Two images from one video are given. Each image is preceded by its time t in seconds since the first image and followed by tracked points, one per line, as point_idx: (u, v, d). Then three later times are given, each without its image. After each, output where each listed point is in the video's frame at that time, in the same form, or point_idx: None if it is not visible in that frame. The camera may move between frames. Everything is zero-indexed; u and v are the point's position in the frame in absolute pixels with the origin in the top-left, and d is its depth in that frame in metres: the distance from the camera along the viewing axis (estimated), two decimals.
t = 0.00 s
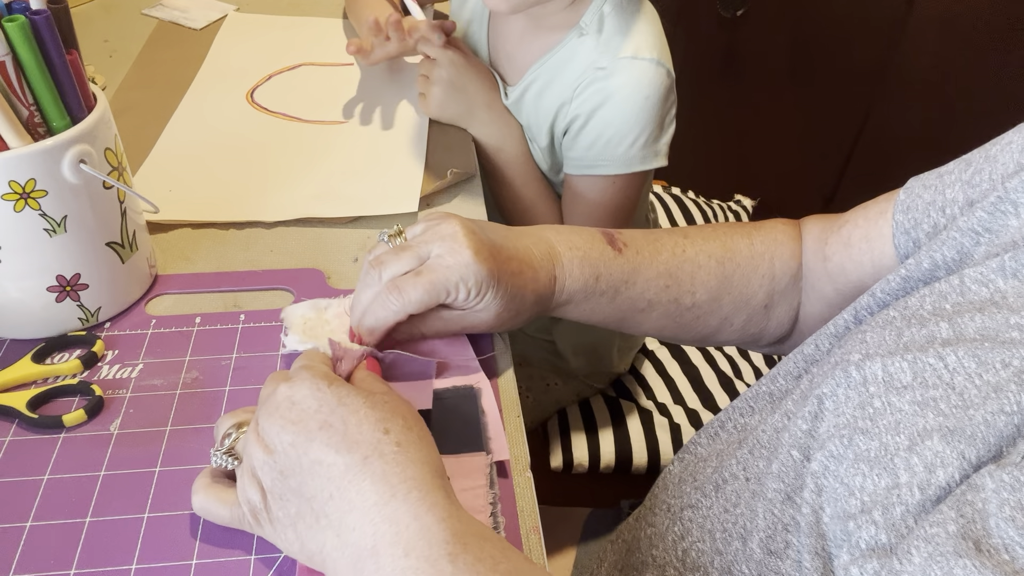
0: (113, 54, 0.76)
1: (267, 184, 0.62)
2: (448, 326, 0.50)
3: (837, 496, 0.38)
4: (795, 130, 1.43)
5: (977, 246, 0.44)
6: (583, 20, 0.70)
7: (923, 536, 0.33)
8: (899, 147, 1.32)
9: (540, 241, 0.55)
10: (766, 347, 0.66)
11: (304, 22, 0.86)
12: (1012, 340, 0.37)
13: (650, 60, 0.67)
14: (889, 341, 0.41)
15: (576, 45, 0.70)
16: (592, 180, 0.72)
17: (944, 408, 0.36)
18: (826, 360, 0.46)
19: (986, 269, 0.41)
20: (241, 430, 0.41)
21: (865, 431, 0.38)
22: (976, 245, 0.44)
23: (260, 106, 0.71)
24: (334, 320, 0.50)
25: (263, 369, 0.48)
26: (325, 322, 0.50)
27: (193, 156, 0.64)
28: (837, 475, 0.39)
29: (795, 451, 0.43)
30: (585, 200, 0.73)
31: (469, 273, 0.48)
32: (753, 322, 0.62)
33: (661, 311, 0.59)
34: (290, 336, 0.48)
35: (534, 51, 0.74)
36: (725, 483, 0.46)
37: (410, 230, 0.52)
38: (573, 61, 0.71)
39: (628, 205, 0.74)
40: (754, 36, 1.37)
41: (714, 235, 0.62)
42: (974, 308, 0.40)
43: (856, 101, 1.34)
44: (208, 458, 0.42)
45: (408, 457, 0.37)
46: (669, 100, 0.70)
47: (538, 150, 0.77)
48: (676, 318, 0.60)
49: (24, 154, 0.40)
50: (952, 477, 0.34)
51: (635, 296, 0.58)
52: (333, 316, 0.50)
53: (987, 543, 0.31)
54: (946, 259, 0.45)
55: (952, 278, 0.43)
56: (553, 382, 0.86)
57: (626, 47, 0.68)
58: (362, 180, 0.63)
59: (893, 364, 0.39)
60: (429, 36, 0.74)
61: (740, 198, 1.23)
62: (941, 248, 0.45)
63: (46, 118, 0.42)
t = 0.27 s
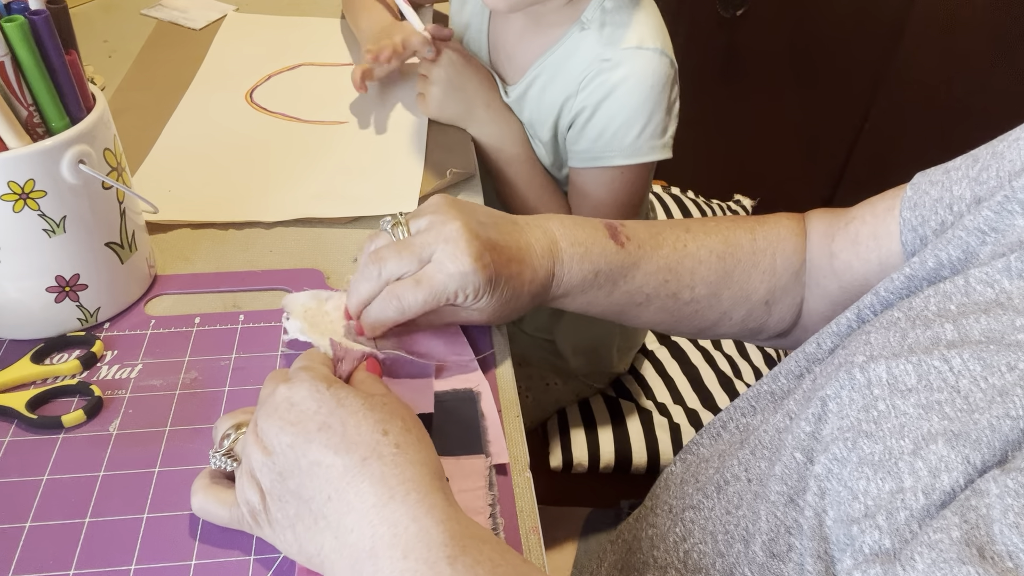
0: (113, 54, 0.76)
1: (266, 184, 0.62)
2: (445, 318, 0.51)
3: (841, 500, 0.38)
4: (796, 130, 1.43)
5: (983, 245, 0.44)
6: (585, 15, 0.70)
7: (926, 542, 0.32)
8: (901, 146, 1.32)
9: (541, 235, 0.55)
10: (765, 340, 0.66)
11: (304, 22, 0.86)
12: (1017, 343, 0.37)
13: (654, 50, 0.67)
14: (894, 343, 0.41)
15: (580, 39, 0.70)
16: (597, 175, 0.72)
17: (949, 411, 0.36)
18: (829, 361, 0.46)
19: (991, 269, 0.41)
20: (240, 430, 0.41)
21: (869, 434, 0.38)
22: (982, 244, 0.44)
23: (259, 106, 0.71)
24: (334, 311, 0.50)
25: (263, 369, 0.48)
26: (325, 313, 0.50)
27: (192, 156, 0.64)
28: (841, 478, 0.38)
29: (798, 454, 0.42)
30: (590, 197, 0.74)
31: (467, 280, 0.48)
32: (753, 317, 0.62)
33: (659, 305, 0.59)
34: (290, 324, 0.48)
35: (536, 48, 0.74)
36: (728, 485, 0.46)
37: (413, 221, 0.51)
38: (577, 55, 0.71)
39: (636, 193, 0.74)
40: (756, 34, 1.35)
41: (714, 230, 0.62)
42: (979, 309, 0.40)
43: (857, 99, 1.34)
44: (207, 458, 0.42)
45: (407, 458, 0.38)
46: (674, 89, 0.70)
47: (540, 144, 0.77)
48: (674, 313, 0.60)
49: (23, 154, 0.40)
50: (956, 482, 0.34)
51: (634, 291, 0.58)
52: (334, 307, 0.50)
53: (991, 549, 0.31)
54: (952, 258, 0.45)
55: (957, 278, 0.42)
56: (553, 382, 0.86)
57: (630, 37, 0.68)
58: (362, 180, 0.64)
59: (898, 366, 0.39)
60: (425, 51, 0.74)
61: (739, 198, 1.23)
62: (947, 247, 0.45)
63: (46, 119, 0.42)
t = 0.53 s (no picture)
0: (113, 54, 0.76)
1: (267, 184, 0.62)
2: (446, 326, 0.50)
3: (843, 501, 0.38)
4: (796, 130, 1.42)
5: (985, 245, 0.44)
6: (589, 8, 0.70)
7: (930, 543, 0.32)
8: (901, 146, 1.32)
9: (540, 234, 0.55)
10: (764, 341, 0.66)
11: (304, 22, 0.86)
12: (1020, 343, 0.37)
13: (660, 39, 0.68)
14: (896, 343, 0.41)
15: (585, 32, 0.70)
16: (605, 173, 0.72)
17: (952, 412, 0.36)
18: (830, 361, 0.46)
19: (994, 269, 0.41)
20: (239, 430, 0.41)
21: (872, 435, 0.38)
22: (984, 244, 0.44)
23: (260, 106, 0.71)
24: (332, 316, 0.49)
25: (263, 369, 0.48)
26: (324, 320, 0.49)
27: (193, 155, 0.64)
28: (843, 479, 0.38)
29: (800, 455, 0.42)
30: (596, 198, 0.74)
31: (467, 284, 0.47)
32: (754, 316, 0.62)
33: (660, 304, 0.59)
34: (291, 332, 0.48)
35: (539, 47, 0.74)
36: (729, 485, 0.46)
37: (405, 231, 0.51)
38: (583, 47, 0.71)
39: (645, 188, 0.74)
40: (755, 35, 1.35)
41: (711, 228, 0.62)
42: (982, 309, 0.40)
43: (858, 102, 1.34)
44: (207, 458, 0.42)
45: (405, 462, 0.38)
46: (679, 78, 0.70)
47: (543, 139, 0.77)
48: (675, 312, 0.60)
49: (24, 154, 0.40)
50: (959, 483, 0.34)
51: (634, 289, 0.58)
52: (332, 314, 0.50)
53: (995, 552, 0.31)
54: (954, 258, 0.45)
55: (959, 278, 0.42)
56: (553, 382, 0.85)
57: (636, 28, 0.68)
58: (362, 180, 0.64)
59: (900, 366, 0.39)
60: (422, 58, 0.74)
61: (740, 198, 1.23)
62: (949, 246, 0.45)
63: (46, 118, 0.42)
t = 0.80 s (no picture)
0: (113, 54, 0.76)
1: (266, 184, 0.62)
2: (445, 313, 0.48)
3: (843, 503, 0.38)
4: (796, 129, 1.42)
5: (984, 246, 0.44)
6: (590, 7, 0.70)
7: (930, 546, 0.32)
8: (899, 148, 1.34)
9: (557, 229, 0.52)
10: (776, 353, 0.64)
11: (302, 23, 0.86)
12: (1019, 344, 0.37)
13: (661, 39, 0.68)
14: (895, 345, 0.41)
15: (586, 31, 0.70)
16: (606, 169, 0.72)
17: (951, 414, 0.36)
18: (830, 363, 0.46)
19: (993, 269, 0.41)
20: (239, 431, 0.41)
21: (871, 438, 0.38)
22: (983, 245, 0.44)
23: (259, 106, 0.71)
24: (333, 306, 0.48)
25: (262, 370, 0.48)
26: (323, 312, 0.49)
27: (193, 155, 0.64)
28: (844, 482, 0.38)
29: (800, 457, 0.42)
30: (596, 195, 0.74)
31: (465, 262, 0.45)
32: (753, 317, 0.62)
33: (680, 306, 0.56)
34: (290, 324, 0.48)
35: (540, 45, 0.75)
36: (730, 487, 0.46)
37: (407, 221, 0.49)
38: (584, 46, 0.71)
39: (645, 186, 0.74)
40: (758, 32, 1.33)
41: (730, 235, 0.60)
42: (981, 309, 0.40)
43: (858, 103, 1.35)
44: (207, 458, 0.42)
45: (406, 460, 0.37)
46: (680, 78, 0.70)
47: (543, 137, 0.77)
48: (694, 316, 0.57)
49: (23, 154, 0.40)
50: (958, 485, 0.34)
51: (655, 290, 0.55)
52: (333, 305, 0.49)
53: (994, 554, 0.30)
54: (953, 259, 0.45)
55: (959, 278, 0.42)
56: (553, 381, 0.86)
57: (637, 27, 0.68)
58: (363, 180, 0.64)
59: (899, 368, 0.39)
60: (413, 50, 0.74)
61: (740, 198, 1.23)
62: (948, 247, 0.45)
63: (46, 119, 0.42)
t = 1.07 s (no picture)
0: (113, 54, 0.76)
1: (266, 184, 0.62)
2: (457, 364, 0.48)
3: (841, 501, 0.38)
4: (795, 132, 1.40)
5: (982, 245, 0.44)
6: (589, 5, 0.71)
7: (930, 543, 0.32)
8: (903, 143, 1.39)
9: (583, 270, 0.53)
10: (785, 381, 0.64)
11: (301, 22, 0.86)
12: (1016, 340, 0.37)
13: (659, 36, 0.68)
14: (894, 342, 0.41)
15: (584, 29, 0.70)
16: (606, 169, 0.72)
17: (949, 410, 0.36)
18: (830, 362, 0.46)
19: (992, 268, 0.41)
20: (238, 431, 0.41)
21: (869, 434, 0.38)
22: (981, 244, 0.44)
23: (259, 106, 0.71)
24: (335, 314, 0.49)
25: (262, 369, 0.48)
26: (324, 316, 0.49)
27: (193, 155, 0.64)
28: (842, 479, 0.38)
29: (800, 455, 0.42)
30: (596, 194, 0.74)
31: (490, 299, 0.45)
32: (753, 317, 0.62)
33: (712, 347, 0.56)
34: (290, 329, 0.48)
35: (540, 45, 0.74)
36: (731, 485, 0.46)
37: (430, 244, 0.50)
38: (582, 44, 0.71)
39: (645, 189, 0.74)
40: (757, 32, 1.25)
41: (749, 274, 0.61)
42: (979, 306, 0.40)
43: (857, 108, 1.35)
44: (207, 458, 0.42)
45: (402, 462, 0.37)
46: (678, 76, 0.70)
47: (540, 134, 0.76)
48: (727, 357, 0.57)
49: (23, 154, 0.40)
50: (956, 481, 0.34)
51: (688, 330, 0.55)
52: (333, 311, 0.50)
53: (994, 551, 0.31)
54: (951, 259, 0.45)
55: (958, 277, 0.42)
56: (554, 380, 0.83)
57: (633, 25, 0.68)
58: (363, 180, 0.64)
59: (897, 365, 0.39)
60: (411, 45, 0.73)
61: (740, 198, 1.23)
62: (947, 247, 0.45)
63: (46, 118, 0.42)
